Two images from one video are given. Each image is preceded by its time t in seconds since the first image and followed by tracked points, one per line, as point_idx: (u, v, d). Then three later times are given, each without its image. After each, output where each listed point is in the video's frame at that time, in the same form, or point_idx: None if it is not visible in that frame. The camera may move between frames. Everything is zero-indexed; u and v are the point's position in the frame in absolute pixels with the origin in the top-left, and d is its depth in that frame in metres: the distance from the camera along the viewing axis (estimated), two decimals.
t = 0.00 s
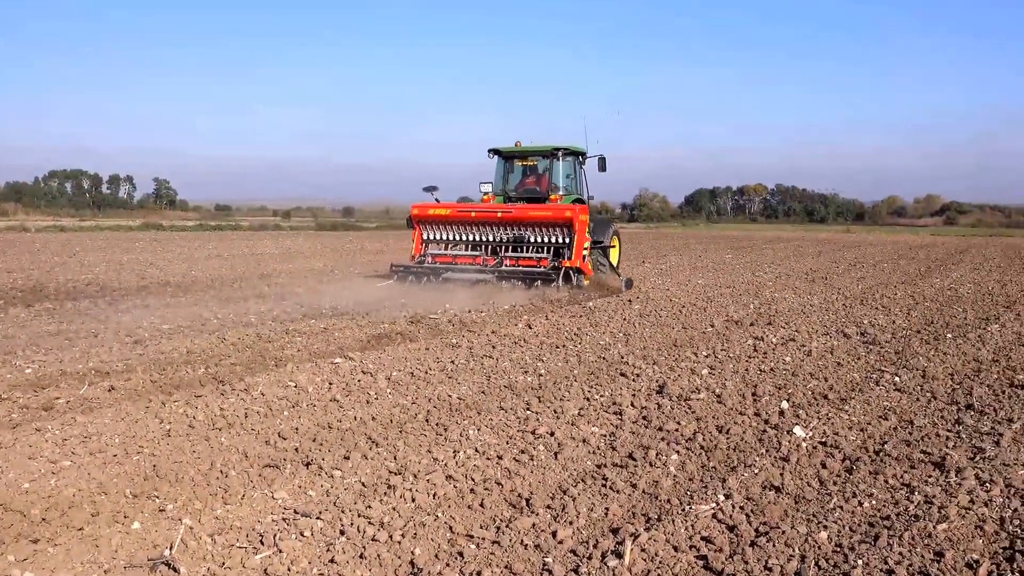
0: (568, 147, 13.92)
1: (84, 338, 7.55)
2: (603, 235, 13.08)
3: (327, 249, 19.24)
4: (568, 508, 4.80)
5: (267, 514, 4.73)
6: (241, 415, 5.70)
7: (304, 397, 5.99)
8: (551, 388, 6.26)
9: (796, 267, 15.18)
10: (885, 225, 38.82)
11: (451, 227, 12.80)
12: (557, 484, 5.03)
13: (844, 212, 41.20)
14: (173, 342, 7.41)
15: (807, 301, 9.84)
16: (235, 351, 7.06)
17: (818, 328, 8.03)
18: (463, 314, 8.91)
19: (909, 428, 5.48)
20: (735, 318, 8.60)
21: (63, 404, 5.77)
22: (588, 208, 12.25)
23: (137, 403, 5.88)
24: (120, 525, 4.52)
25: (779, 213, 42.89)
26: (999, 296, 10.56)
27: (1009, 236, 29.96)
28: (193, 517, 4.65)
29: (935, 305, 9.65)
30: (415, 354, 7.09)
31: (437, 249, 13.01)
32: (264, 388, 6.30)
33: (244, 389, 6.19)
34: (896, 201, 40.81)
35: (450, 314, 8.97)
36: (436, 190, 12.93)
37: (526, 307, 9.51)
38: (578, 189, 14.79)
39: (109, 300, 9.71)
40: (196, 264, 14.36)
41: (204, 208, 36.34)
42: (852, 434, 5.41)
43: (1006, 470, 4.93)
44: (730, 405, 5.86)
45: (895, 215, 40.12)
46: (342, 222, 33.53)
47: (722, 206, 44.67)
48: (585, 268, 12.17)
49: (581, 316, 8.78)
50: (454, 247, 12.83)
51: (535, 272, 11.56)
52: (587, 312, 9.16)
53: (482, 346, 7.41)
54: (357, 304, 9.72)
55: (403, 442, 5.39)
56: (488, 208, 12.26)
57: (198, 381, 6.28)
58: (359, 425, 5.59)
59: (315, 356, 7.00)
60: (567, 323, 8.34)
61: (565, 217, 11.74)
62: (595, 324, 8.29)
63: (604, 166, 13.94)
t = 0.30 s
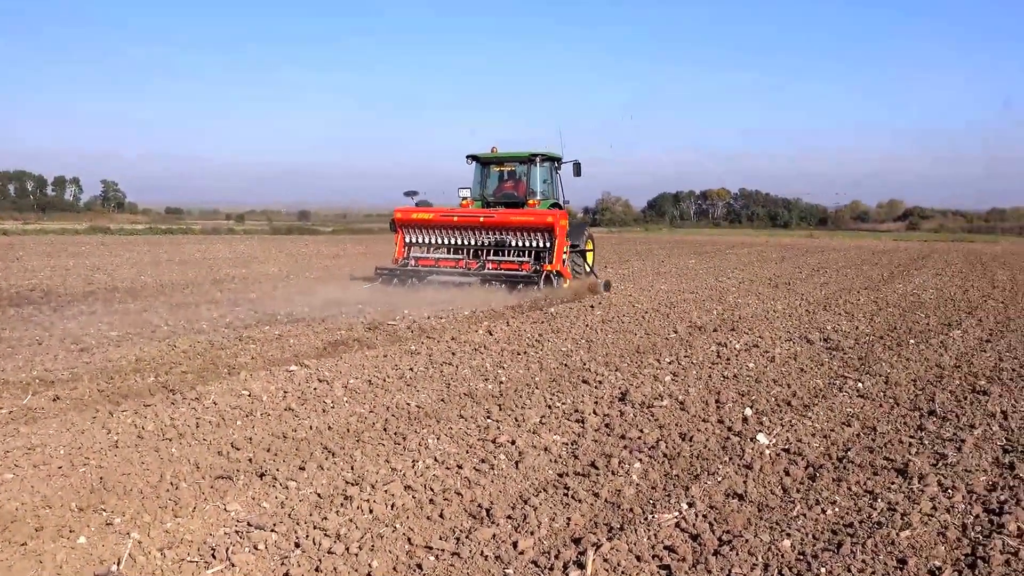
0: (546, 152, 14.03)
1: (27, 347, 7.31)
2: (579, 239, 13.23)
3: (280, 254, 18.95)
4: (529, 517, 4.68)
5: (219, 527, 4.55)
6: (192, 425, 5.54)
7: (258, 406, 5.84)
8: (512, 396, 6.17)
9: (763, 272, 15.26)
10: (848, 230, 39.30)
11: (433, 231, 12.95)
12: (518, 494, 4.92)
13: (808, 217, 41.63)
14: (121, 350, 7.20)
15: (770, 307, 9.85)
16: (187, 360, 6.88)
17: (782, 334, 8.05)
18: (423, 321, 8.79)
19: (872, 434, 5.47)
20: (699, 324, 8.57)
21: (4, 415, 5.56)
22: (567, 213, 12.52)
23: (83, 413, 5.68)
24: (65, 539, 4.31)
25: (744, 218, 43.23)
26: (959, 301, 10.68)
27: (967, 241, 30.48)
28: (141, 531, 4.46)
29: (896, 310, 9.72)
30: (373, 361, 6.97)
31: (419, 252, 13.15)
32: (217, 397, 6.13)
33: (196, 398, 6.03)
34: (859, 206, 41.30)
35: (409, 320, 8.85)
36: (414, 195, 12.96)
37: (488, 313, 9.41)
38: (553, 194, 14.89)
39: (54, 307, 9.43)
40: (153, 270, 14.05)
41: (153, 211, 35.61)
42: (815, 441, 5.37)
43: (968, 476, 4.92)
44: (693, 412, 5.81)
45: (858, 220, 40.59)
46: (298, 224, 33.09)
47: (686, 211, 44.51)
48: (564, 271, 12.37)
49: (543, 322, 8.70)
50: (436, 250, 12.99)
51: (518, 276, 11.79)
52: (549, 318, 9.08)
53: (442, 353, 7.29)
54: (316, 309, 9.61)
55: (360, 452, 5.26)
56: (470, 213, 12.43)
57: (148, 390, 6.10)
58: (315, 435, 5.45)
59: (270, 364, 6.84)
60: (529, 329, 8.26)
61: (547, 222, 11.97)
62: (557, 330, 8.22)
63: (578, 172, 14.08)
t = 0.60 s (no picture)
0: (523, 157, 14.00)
1: None
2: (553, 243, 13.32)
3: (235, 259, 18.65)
4: (491, 528, 4.55)
5: (170, 541, 4.37)
6: (142, 436, 5.36)
7: (210, 416, 5.69)
8: (473, 404, 6.06)
9: (731, 277, 15.31)
10: (814, 235, 39.74)
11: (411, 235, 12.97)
12: (479, 504, 4.80)
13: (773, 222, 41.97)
14: (66, 359, 6.98)
15: (735, 313, 9.85)
16: (137, 369, 6.69)
17: (748, 340, 8.04)
18: (382, 327, 8.66)
19: (838, 442, 5.43)
20: (663, 330, 8.52)
21: None
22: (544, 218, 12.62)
23: (26, 424, 5.48)
24: (6, 556, 4.10)
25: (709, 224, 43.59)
26: (925, 307, 10.73)
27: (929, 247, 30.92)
28: (88, 546, 4.26)
29: (861, 316, 9.75)
30: (330, 369, 6.83)
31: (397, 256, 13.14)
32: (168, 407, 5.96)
33: (147, 407, 5.85)
34: (825, 211, 41.73)
35: (368, 327, 8.72)
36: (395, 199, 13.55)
37: (451, 319, 9.30)
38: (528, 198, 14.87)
39: None
40: (109, 276, 13.74)
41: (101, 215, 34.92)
42: (780, 448, 5.32)
43: (934, 483, 4.88)
44: (657, 420, 5.75)
45: (823, 225, 41.00)
46: (251, 228, 32.62)
47: (650, 215, 45.05)
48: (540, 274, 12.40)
49: (505, 329, 8.61)
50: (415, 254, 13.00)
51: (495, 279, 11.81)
52: (512, 324, 8.99)
53: (401, 360, 7.17)
54: (271, 315, 9.44)
55: (317, 463, 5.12)
56: (448, 217, 12.47)
57: (95, 401, 5.92)
58: (271, 445, 5.31)
59: (223, 372, 6.68)
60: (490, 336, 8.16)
61: (524, 226, 12.06)
62: (519, 337, 8.14)
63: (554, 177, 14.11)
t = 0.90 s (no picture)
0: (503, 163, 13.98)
1: None
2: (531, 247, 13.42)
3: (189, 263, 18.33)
4: (455, 539, 4.41)
5: (122, 555, 4.17)
6: (93, 446, 5.18)
7: (165, 425, 5.52)
8: (437, 413, 5.95)
9: (702, 282, 15.35)
10: (783, 240, 40.14)
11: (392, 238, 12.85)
12: (443, 515, 4.67)
13: (741, 227, 42.23)
14: (12, 368, 6.75)
15: (704, 319, 9.83)
16: (87, 377, 6.49)
17: (716, 346, 8.03)
18: (343, 334, 8.53)
19: (807, 449, 5.38)
20: (631, 337, 8.46)
21: None
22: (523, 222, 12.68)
23: None
24: None
25: (677, 228, 43.94)
26: (893, 312, 10.78)
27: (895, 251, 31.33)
28: (35, 561, 4.04)
29: (829, 322, 9.77)
30: (289, 377, 6.68)
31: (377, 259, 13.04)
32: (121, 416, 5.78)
33: (98, 417, 5.67)
34: (795, 215, 42.09)
35: (329, 333, 8.57)
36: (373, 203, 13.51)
37: (416, 325, 9.19)
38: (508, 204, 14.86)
39: None
40: (65, 281, 13.40)
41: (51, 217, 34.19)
42: (749, 456, 5.26)
43: (903, 490, 4.84)
44: (624, 428, 5.68)
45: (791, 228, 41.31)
46: (206, 231, 32.02)
47: (617, 219, 45.55)
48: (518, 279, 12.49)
49: (470, 335, 8.52)
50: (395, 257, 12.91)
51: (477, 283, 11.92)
52: (477, 330, 8.90)
53: (363, 368, 7.03)
54: (228, 322, 9.25)
55: (276, 473, 4.98)
56: (429, 222, 12.40)
57: (44, 411, 5.72)
58: (228, 456, 5.16)
59: (178, 381, 6.51)
60: (454, 343, 8.06)
61: (505, 232, 12.09)
62: (483, 343, 8.05)
63: (532, 182, 14.17)
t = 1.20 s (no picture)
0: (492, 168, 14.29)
1: None
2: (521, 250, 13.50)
3: (157, 267, 18.08)
4: (431, 550, 4.29)
5: (85, 568, 4.01)
6: (56, 456, 5.03)
7: (131, 434, 5.39)
8: (412, 420, 5.86)
9: (683, 287, 15.33)
10: (763, 244, 40.27)
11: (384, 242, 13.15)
12: (418, 525, 4.55)
13: (721, 231, 42.37)
14: None
15: (684, 324, 9.78)
16: (50, 385, 6.33)
17: (696, 351, 7.98)
18: (315, 340, 8.39)
19: (787, 456, 5.32)
20: (609, 343, 8.40)
21: None
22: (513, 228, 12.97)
23: None
24: None
25: (656, 232, 44.02)
26: (874, 317, 10.78)
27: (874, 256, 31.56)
28: None
29: (810, 327, 9.74)
30: (260, 384, 6.56)
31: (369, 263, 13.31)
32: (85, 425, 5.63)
33: (62, 426, 5.52)
34: (775, 219, 42.27)
35: (301, 339, 8.45)
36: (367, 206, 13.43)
37: (390, 331, 9.08)
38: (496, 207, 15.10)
39: None
40: (31, 287, 13.13)
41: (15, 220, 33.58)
42: (729, 463, 5.19)
43: (884, 498, 4.78)
44: (603, 436, 5.61)
45: (771, 232, 41.46)
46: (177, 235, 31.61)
47: (596, 223, 45.34)
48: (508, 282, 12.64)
49: (445, 340, 8.42)
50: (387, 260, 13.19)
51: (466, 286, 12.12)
52: (452, 336, 8.79)
53: (336, 374, 6.91)
54: (196, 328, 9.08)
55: (246, 483, 4.86)
56: (421, 226, 12.72)
57: (4, 420, 5.56)
58: (196, 465, 5.03)
59: (145, 388, 6.37)
60: (430, 349, 7.95)
61: (495, 235, 12.36)
62: (459, 349, 7.96)
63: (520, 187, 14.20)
